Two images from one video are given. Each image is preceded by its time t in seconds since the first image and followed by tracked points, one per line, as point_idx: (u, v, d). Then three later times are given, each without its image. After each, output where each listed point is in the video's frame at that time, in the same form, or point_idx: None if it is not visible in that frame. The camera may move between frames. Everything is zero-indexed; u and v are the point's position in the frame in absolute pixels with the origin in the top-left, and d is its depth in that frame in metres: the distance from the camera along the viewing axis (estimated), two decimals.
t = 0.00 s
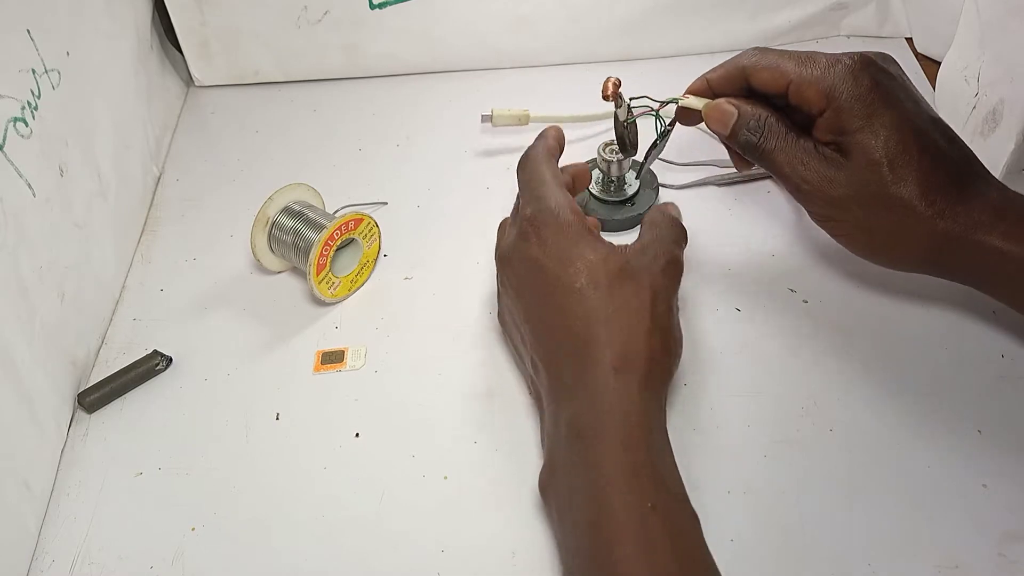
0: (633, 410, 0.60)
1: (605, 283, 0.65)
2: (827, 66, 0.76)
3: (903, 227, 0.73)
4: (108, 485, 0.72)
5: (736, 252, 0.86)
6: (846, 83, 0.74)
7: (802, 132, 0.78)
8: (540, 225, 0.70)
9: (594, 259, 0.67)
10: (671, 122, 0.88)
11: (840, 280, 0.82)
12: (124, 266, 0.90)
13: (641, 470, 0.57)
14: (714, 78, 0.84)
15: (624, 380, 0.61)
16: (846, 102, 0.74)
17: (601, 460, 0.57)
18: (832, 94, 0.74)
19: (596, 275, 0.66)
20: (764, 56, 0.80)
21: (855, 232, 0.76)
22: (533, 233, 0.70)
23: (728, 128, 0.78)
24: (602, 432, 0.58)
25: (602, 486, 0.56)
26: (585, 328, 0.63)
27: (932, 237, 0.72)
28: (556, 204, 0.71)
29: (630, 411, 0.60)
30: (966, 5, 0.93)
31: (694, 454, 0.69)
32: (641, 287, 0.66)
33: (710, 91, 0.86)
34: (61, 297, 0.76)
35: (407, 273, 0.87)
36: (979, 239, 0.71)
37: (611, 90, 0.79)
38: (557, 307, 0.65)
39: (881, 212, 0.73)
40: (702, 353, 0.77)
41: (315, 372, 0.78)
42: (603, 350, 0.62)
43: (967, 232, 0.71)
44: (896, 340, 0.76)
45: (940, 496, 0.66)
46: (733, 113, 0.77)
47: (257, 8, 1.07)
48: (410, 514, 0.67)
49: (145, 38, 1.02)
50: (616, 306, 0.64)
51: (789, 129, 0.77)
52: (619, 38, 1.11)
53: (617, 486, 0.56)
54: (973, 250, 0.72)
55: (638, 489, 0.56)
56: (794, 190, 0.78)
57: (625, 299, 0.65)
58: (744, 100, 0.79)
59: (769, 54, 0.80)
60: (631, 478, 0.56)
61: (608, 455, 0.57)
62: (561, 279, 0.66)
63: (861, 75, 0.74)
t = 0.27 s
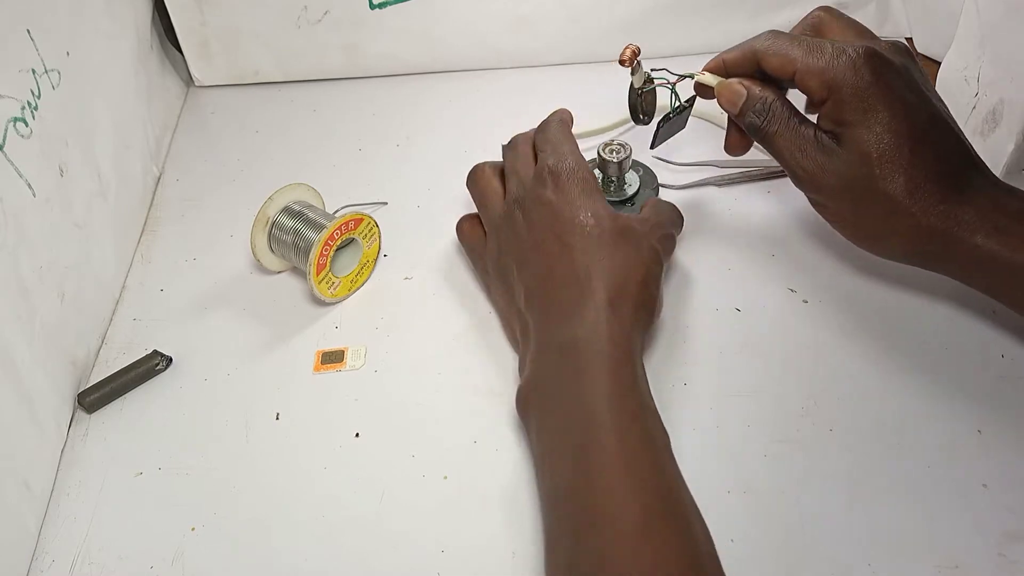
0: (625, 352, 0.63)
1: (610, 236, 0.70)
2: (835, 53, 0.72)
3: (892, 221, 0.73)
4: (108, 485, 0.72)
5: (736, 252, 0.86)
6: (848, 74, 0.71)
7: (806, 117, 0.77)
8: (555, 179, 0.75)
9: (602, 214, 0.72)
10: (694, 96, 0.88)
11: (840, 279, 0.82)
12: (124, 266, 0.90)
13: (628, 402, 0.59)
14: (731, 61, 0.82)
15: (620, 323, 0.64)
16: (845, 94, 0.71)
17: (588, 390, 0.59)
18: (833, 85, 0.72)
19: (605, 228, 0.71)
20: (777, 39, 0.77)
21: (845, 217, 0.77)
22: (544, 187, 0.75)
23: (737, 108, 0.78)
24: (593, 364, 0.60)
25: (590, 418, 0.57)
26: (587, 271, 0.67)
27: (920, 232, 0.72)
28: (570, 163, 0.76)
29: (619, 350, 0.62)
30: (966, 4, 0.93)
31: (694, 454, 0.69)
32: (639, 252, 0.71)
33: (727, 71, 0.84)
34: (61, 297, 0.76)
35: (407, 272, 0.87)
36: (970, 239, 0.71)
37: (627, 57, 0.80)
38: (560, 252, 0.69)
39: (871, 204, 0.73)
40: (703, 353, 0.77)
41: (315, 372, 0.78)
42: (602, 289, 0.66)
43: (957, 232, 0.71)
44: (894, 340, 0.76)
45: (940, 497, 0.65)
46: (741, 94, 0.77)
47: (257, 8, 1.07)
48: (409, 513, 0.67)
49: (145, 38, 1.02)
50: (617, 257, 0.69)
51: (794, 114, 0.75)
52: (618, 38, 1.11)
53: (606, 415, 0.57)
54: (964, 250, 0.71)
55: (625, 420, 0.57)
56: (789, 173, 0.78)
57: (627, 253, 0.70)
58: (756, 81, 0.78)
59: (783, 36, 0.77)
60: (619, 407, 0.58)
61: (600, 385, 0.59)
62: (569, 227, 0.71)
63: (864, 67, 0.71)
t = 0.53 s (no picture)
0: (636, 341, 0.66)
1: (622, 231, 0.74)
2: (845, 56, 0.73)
3: (893, 224, 0.74)
4: (108, 485, 0.72)
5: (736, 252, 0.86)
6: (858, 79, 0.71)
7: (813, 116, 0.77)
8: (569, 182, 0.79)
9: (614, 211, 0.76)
10: (699, 96, 0.84)
11: (840, 280, 0.82)
12: (125, 266, 0.90)
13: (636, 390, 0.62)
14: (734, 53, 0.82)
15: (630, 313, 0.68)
16: (853, 99, 0.72)
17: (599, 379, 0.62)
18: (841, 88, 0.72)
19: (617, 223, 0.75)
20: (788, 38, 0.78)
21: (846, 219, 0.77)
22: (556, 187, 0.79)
23: (744, 101, 0.78)
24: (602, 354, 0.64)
25: (601, 404, 0.60)
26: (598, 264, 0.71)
27: (922, 239, 0.73)
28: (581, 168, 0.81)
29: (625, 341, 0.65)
30: (966, 4, 0.93)
31: (694, 454, 0.69)
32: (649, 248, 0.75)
33: (730, 64, 0.83)
34: (61, 297, 0.76)
35: (407, 273, 0.88)
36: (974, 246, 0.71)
37: (631, 76, 0.80)
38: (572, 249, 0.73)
39: (872, 208, 0.74)
40: (704, 353, 0.77)
41: (315, 372, 0.78)
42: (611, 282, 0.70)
43: (961, 239, 0.71)
44: (894, 340, 0.76)
45: (941, 497, 0.65)
46: (750, 87, 0.77)
47: (257, 8, 1.07)
48: (409, 513, 0.67)
49: (145, 38, 1.02)
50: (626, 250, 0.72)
51: (801, 113, 0.76)
52: (619, 38, 1.11)
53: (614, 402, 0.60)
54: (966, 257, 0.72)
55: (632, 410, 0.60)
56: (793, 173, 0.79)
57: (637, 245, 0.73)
58: (763, 78, 0.78)
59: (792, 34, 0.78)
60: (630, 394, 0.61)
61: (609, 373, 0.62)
62: (581, 223, 0.75)
63: (873, 72, 0.71)
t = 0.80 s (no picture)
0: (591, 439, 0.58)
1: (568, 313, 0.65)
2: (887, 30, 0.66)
3: (919, 208, 0.72)
4: (109, 484, 0.72)
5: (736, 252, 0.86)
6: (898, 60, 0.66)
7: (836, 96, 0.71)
8: (507, 252, 0.69)
9: (558, 287, 0.67)
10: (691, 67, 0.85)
11: (841, 279, 0.82)
12: (125, 267, 0.90)
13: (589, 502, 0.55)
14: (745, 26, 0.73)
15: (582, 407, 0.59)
16: (892, 80, 0.66)
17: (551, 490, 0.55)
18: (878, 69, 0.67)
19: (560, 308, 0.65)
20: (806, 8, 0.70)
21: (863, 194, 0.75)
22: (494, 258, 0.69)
23: (753, 84, 0.70)
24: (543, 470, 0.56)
25: (555, 532, 0.53)
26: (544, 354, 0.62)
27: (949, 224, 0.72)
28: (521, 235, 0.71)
29: (578, 439, 0.58)
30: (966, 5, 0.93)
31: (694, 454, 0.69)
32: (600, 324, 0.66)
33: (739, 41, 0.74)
34: (61, 298, 0.76)
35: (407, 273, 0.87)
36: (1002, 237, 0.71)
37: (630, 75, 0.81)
38: (508, 332, 0.64)
39: (901, 190, 0.72)
40: (704, 353, 0.77)
41: (316, 372, 0.78)
42: (554, 377, 0.60)
43: (989, 229, 0.71)
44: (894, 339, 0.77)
45: (941, 497, 0.66)
46: (751, 73, 0.70)
47: (258, 8, 1.07)
48: (409, 512, 0.67)
49: (145, 38, 1.02)
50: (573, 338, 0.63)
51: (819, 94, 0.69)
52: (619, 38, 1.11)
53: (563, 523, 0.53)
54: (992, 249, 0.72)
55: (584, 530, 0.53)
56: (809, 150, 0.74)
57: (588, 328, 0.64)
58: (774, 57, 0.70)
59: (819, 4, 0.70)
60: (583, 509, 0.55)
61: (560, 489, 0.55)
62: (523, 301, 0.65)
63: (916, 51, 0.66)
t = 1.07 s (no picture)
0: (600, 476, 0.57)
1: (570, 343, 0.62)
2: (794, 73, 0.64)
3: (888, 250, 0.68)
4: (109, 484, 0.72)
5: (736, 252, 0.86)
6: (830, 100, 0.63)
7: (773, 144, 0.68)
8: (510, 279, 0.67)
9: (561, 314, 0.64)
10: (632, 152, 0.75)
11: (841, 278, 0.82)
12: (125, 267, 0.90)
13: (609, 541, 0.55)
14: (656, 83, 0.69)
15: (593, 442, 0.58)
16: (832, 124, 0.63)
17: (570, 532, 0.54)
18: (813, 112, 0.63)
19: (566, 338, 0.62)
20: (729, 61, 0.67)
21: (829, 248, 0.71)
22: (495, 286, 0.67)
23: (687, 151, 0.66)
24: (559, 516, 0.55)
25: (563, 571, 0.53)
26: (550, 392, 0.59)
27: (919, 262, 0.68)
28: (521, 262, 0.68)
29: (592, 481, 0.57)
30: (966, 5, 0.93)
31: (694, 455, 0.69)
32: (603, 351, 0.64)
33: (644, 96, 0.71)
34: (61, 298, 0.76)
35: (407, 273, 0.88)
36: (973, 266, 0.68)
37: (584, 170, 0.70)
38: (513, 361, 0.61)
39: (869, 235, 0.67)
40: (704, 353, 0.77)
41: (316, 372, 0.78)
42: (565, 417, 0.58)
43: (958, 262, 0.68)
44: (893, 340, 0.77)
45: (942, 497, 0.66)
46: (686, 137, 0.65)
47: (258, 8, 1.07)
48: (409, 513, 0.67)
49: (145, 38, 1.02)
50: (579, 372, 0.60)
51: (762, 151, 0.66)
52: (619, 38, 1.11)
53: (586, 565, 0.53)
54: (963, 282, 0.69)
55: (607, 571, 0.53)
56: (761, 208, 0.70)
57: (592, 355, 0.62)
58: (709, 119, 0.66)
59: (737, 64, 0.66)
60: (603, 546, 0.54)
61: (578, 533, 0.54)
62: (526, 333, 0.63)
63: (849, 93, 0.63)
